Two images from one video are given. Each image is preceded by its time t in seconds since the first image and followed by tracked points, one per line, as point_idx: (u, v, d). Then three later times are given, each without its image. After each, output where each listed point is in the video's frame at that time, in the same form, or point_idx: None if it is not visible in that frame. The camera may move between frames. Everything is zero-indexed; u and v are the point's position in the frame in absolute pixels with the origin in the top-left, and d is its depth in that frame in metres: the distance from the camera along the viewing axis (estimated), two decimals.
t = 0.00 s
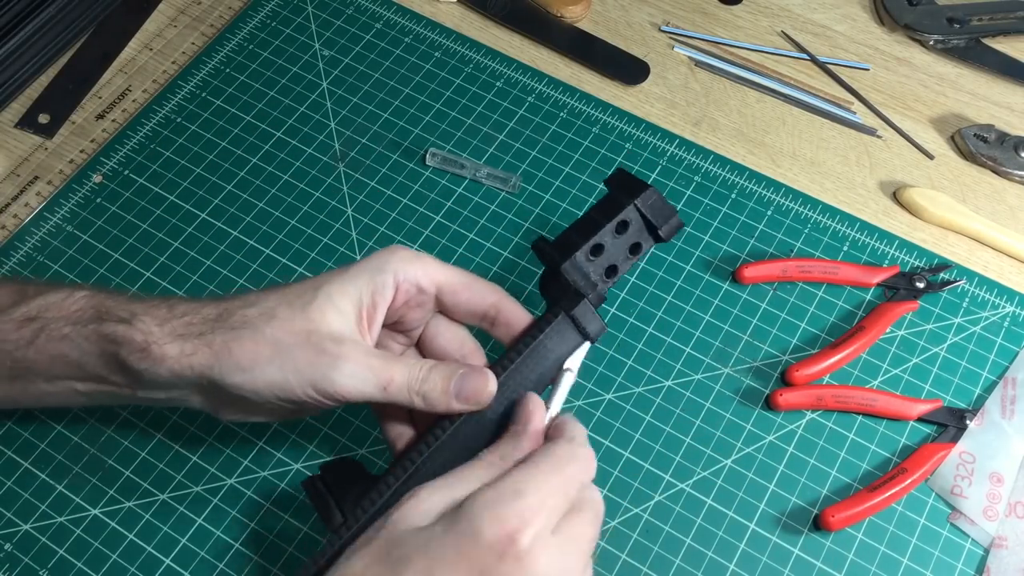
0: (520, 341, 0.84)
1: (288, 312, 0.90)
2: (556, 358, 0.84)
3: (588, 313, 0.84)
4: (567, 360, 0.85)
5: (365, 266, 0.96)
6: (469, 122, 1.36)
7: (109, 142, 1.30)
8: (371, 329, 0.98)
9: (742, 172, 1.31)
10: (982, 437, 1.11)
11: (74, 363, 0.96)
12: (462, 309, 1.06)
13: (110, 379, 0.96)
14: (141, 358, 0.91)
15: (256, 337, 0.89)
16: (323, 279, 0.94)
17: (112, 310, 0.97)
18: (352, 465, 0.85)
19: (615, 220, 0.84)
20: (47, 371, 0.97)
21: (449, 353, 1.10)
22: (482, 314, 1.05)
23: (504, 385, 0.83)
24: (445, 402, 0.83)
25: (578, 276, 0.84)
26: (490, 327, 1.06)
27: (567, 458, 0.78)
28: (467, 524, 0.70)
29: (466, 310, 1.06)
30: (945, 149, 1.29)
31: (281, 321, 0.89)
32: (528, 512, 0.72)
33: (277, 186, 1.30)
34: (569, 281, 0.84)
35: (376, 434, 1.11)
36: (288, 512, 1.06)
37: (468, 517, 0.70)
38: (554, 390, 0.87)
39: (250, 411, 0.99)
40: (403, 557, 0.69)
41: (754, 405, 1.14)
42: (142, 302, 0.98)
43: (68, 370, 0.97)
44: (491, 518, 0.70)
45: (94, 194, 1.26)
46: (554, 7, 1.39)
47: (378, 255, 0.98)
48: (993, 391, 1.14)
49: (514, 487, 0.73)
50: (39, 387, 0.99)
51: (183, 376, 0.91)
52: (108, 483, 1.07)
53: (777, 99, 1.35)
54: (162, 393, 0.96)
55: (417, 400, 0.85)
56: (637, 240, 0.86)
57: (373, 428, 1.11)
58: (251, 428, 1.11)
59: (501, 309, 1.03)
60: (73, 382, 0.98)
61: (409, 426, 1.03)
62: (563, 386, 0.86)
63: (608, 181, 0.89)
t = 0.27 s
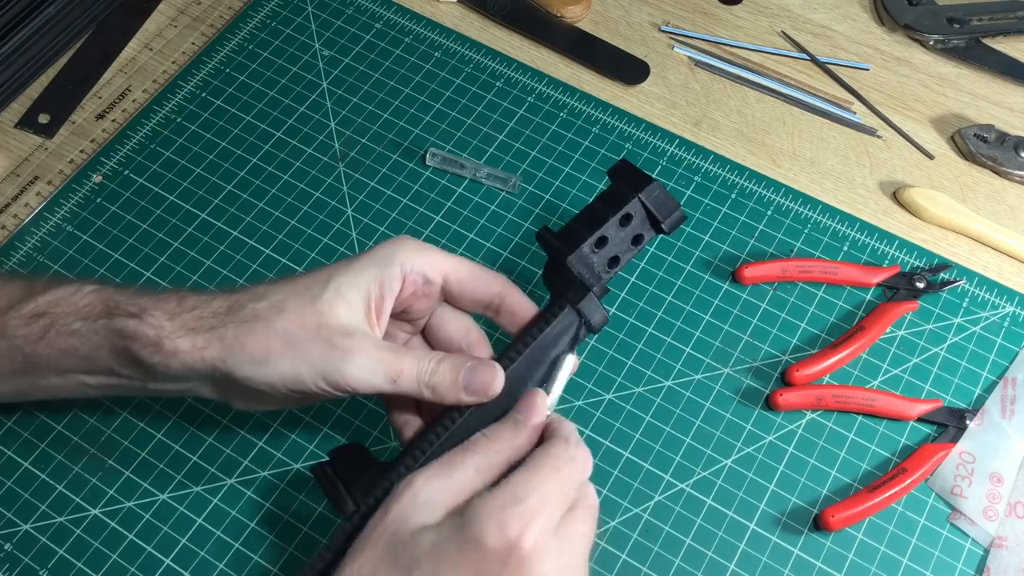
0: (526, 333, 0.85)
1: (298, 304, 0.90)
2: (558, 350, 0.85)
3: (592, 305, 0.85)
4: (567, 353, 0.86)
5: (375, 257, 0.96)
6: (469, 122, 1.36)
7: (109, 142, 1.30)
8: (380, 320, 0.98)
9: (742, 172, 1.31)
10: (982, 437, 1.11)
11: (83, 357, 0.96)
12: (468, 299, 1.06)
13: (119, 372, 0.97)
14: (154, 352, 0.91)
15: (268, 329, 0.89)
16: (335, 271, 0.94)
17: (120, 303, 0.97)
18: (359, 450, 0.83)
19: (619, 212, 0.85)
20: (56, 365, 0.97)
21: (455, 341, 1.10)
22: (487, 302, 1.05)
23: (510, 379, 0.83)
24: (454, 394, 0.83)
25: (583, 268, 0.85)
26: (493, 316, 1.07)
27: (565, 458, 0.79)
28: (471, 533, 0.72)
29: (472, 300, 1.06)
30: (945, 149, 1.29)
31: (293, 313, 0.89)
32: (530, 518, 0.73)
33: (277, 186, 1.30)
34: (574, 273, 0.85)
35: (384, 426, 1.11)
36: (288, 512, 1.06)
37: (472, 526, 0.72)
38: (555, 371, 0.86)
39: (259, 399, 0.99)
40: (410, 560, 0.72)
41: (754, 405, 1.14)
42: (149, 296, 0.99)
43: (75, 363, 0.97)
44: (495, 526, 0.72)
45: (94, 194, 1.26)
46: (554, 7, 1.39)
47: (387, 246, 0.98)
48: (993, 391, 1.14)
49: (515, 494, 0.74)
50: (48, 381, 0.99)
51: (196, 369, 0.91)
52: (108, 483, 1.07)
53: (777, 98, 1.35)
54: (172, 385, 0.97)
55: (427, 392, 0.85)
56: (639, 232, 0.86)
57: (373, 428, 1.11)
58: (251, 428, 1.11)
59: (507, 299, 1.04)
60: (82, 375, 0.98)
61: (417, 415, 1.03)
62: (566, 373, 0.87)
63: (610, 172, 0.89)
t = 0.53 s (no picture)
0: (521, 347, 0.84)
1: (293, 312, 0.89)
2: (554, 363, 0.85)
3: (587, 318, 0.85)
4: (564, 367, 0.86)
5: (371, 267, 0.96)
6: (469, 122, 1.36)
7: (109, 142, 1.30)
8: (376, 329, 0.98)
9: (742, 172, 1.31)
10: (982, 437, 1.11)
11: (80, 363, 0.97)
12: (465, 308, 1.07)
13: (114, 376, 0.97)
14: (148, 357, 0.91)
15: (261, 338, 0.88)
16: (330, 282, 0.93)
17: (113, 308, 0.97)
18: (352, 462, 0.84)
19: (615, 222, 0.85)
20: (53, 369, 0.98)
21: (452, 351, 1.10)
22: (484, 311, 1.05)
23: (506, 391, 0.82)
24: (447, 410, 0.81)
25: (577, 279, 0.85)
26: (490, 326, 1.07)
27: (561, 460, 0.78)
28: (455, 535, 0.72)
29: (468, 309, 1.07)
30: (945, 149, 1.29)
31: (287, 322, 0.88)
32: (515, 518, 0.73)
33: (278, 186, 1.30)
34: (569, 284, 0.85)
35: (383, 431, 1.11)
36: (288, 512, 1.06)
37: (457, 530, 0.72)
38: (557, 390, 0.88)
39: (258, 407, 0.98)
40: (395, 561, 0.72)
41: (754, 405, 1.14)
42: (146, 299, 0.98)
43: (71, 367, 0.97)
44: (479, 527, 0.71)
45: (94, 194, 1.26)
46: (554, 7, 1.39)
47: (382, 256, 0.98)
48: (994, 391, 1.14)
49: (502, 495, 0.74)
50: (45, 384, 1.00)
51: (189, 375, 0.91)
52: (108, 483, 1.07)
53: (777, 98, 1.35)
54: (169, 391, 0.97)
55: (420, 405, 0.84)
56: (634, 241, 0.86)
57: (373, 428, 1.11)
58: (251, 428, 1.11)
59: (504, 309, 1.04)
60: (77, 378, 0.99)
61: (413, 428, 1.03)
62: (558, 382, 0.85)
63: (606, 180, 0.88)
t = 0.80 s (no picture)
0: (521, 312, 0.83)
1: (293, 289, 0.90)
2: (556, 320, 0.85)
3: (591, 279, 0.84)
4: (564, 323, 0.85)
5: (365, 239, 0.96)
6: (469, 122, 1.36)
7: (109, 142, 1.30)
8: (376, 299, 0.98)
9: (742, 172, 1.31)
10: (982, 437, 1.11)
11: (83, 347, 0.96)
12: (461, 275, 1.06)
13: (118, 361, 0.97)
14: (150, 341, 0.91)
15: (262, 313, 0.89)
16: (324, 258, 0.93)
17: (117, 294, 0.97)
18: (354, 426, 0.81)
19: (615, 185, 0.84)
20: (55, 357, 0.98)
21: (449, 318, 1.11)
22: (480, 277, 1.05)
23: (511, 353, 0.82)
24: (454, 375, 0.82)
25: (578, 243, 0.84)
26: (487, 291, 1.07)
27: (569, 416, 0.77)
28: (463, 482, 0.70)
29: (464, 276, 1.06)
30: (945, 149, 1.29)
31: (288, 296, 0.89)
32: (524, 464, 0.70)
33: (278, 186, 1.30)
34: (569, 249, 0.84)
35: (392, 412, 1.12)
36: (288, 512, 1.06)
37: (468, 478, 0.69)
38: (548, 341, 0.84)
39: (263, 383, 0.99)
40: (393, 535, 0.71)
41: (754, 405, 1.14)
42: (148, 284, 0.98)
43: (74, 354, 0.97)
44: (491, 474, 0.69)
45: (94, 194, 1.26)
46: (554, 7, 1.39)
47: (375, 227, 0.98)
48: (993, 391, 1.14)
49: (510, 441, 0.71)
50: (47, 372, 1.00)
51: (195, 357, 0.91)
52: (108, 483, 1.07)
53: (777, 98, 1.35)
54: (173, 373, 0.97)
55: (421, 367, 0.85)
56: (634, 203, 0.86)
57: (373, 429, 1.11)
58: (251, 428, 1.11)
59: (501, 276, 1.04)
60: (80, 365, 0.99)
61: (415, 392, 1.04)
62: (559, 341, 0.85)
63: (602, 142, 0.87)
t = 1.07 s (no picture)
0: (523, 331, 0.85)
1: (294, 300, 0.90)
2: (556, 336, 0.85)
3: (591, 302, 0.86)
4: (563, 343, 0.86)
5: (365, 252, 0.95)
6: (469, 122, 1.36)
7: (109, 142, 1.30)
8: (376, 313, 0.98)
9: (742, 172, 1.31)
10: (982, 438, 1.11)
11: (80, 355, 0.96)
12: (462, 289, 1.06)
13: (117, 370, 0.96)
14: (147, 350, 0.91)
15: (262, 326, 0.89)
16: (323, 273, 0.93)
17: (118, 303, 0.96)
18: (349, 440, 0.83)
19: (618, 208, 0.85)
20: (53, 364, 0.98)
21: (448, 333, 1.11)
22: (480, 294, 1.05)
23: (510, 369, 0.83)
24: (452, 392, 0.82)
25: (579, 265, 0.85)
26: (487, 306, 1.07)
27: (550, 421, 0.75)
28: (425, 486, 0.69)
29: (465, 290, 1.06)
30: (945, 149, 1.29)
31: (288, 310, 0.89)
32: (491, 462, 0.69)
33: (278, 186, 1.30)
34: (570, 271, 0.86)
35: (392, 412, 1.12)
36: (288, 513, 1.06)
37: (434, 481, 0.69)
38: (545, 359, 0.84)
39: (261, 395, 0.99)
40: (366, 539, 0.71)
41: (754, 405, 1.14)
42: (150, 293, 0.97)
43: (72, 361, 0.97)
44: (456, 478, 0.68)
45: (94, 194, 1.26)
46: (554, 7, 1.39)
47: (375, 241, 0.97)
48: (993, 391, 1.14)
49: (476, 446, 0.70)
50: (45, 380, 0.99)
51: (193, 368, 0.91)
52: (108, 483, 1.07)
53: (777, 98, 1.35)
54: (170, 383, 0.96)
55: (420, 384, 0.84)
56: (636, 226, 0.88)
57: (374, 428, 1.11)
58: (251, 428, 1.11)
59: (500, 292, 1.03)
60: (78, 374, 0.98)
61: (413, 407, 1.03)
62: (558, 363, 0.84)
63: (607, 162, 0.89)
